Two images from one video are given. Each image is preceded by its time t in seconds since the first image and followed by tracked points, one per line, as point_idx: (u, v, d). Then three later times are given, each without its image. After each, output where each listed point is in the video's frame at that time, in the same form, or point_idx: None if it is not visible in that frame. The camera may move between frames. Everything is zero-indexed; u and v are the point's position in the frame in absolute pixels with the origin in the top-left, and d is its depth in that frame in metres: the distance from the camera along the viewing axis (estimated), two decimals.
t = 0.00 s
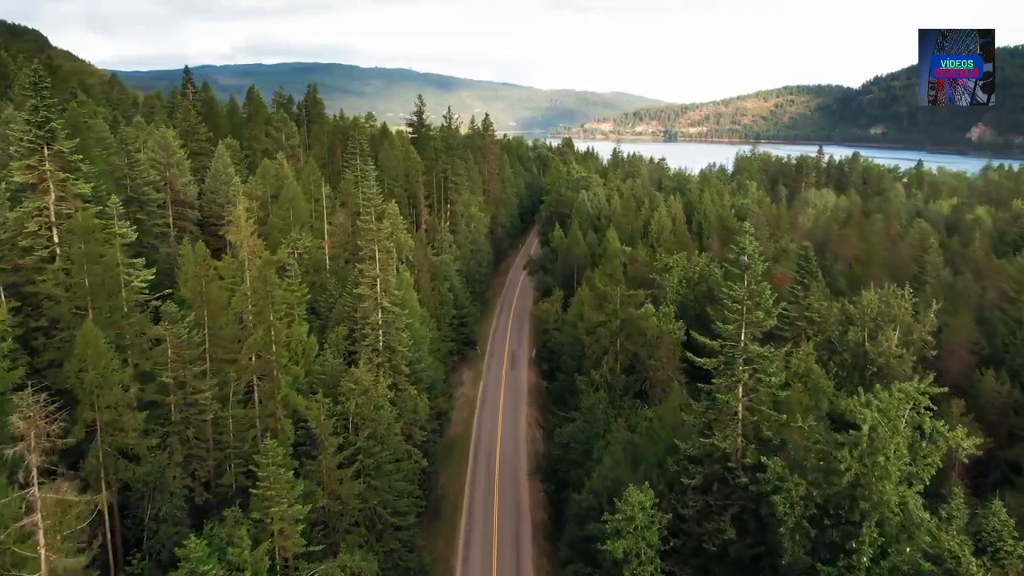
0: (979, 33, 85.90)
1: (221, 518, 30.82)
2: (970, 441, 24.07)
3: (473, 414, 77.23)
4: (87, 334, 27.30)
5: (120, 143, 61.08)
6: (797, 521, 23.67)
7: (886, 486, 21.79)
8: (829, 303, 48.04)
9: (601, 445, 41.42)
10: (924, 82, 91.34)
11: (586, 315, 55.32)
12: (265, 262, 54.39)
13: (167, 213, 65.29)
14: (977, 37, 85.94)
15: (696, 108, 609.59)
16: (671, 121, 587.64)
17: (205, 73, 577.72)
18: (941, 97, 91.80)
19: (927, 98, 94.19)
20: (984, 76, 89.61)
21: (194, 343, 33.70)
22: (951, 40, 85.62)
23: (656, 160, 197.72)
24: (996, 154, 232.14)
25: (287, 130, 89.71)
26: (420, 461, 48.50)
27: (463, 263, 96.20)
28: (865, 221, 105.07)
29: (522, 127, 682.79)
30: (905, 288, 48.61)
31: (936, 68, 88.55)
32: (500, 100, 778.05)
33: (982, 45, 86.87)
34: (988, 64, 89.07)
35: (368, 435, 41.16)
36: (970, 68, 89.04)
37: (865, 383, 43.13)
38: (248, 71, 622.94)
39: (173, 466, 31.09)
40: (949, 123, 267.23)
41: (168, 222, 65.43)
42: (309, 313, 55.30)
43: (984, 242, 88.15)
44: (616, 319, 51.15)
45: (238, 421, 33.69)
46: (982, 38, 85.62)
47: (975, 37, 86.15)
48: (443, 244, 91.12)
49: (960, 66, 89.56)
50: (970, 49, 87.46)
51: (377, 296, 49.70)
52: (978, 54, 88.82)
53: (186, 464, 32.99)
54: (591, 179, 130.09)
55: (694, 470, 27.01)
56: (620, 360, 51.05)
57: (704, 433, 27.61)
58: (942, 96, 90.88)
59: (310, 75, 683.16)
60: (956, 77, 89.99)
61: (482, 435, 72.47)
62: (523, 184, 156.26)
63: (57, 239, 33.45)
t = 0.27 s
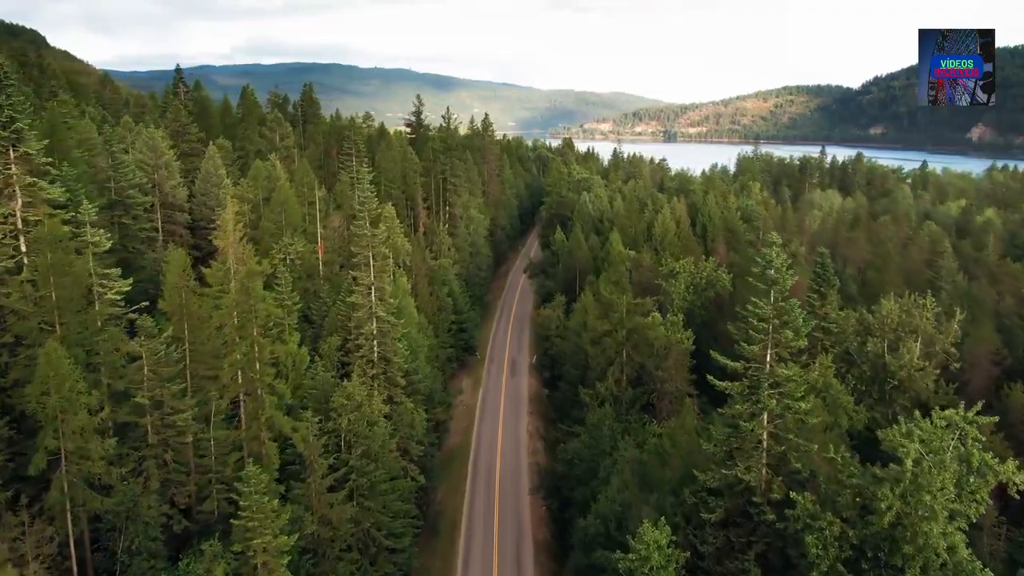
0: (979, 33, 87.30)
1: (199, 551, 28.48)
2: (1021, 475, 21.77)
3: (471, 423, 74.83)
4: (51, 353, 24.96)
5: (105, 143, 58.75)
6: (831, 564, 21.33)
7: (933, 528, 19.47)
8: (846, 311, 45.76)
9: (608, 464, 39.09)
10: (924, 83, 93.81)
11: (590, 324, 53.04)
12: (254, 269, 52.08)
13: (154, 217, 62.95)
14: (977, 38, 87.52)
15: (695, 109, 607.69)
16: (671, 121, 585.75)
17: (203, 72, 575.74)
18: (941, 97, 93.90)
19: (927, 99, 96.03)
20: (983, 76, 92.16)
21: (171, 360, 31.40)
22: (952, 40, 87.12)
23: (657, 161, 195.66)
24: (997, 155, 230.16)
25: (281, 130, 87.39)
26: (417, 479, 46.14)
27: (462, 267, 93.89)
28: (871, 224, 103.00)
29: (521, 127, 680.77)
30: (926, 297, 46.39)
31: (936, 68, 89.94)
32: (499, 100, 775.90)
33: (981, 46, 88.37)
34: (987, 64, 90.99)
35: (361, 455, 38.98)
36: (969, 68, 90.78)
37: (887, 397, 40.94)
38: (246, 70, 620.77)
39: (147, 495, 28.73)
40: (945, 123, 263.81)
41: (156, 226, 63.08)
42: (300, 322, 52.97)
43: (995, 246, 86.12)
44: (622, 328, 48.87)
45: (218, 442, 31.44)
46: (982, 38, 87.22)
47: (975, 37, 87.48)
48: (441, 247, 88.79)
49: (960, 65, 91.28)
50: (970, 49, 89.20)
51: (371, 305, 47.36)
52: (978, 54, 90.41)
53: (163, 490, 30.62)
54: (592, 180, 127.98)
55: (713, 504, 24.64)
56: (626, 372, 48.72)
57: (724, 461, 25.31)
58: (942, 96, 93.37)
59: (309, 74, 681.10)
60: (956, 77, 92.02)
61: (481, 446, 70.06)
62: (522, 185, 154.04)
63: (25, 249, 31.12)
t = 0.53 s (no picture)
0: (980, 32, 80.98)
1: None
2: None
3: (471, 434, 72.12)
4: None
5: (86, 145, 56.17)
6: None
7: None
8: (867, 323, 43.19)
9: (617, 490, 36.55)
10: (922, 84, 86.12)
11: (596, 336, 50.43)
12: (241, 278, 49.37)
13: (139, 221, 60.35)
14: (977, 37, 80.99)
15: (696, 108, 604.86)
16: (671, 121, 582.97)
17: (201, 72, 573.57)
18: (941, 97, 86.64)
19: (926, 99, 88.83)
20: (984, 76, 85.06)
21: (142, 382, 28.74)
22: (952, 40, 80.44)
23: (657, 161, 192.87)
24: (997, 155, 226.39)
25: (274, 130, 84.68)
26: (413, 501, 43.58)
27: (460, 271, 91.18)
28: (880, 227, 100.20)
29: (520, 127, 678.19)
30: (952, 309, 43.76)
31: (935, 68, 83.45)
32: (498, 100, 773.08)
33: (982, 45, 81.87)
34: (988, 64, 84.43)
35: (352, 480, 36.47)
36: (969, 68, 84.06)
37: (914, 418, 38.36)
38: (245, 70, 618.24)
39: (112, 534, 26.14)
40: (947, 122, 259.66)
41: (142, 231, 60.47)
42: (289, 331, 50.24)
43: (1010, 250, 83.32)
44: (630, 340, 46.26)
45: (194, 473, 28.89)
46: (983, 38, 80.73)
47: (975, 36, 81.22)
48: (439, 252, 86.03)
49: (959, 66, 84.67)
50: (970, 49, 82.48)
51: (365, 315, 44.46)
52: (979, 54, 83.97)
53: (133, 526, 28.01)
54: (593, 181, 125.20)
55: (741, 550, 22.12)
56: (634, 387, 46.16)
57: (752, 501, 22.80)
58: (942, 97, 86.00)
59: (307, 74, 678.38)
60: (956, 78, 85.25)
61: (481, 458, 67.39)
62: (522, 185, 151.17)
63: None
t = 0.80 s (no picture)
0: (980, 32, 78.73)
1: None
2: None
3: (470, 444, 69.69)
4: None
5: (69, 146, 53.88)
6: None
7: None
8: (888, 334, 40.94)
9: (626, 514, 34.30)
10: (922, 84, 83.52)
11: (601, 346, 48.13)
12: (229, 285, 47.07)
13: (125, 224, 58.08)
14: (977, 37, 78.78)
15: (696, 108, 602.51)
16: (671, 121, 580.72)
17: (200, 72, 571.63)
18: (940, 97, 84.60)
19: (925, 99, 86.64)
20: (984, 76, 82.58)
21: (112, 405, 26.52)
22: (952, 40, 78.64)
23: (658, 161, 190.57)
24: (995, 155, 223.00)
25: (268, 130, 82.30)
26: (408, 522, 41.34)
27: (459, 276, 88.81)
28: (888, 230, 97.78)
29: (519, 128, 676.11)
30: (978, 320, 41.51)
31: (936, 68, 81.55)
32: (497, 100, 770.78)
33: (982, 46, 79.73)
34: (988, 64, 81.97)
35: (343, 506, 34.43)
36: (969, 68, 81.58)
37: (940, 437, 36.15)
38: (243, 70, 616.24)
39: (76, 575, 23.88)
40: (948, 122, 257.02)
41: (128, 235, 58.19)
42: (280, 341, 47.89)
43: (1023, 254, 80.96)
44: (638, 352, 43.98)
45: (169, 505, 26.70)
46: (983, 38, 78.65)
47: (976, 36, 78.98)
48: (437, 255, 83.58)
49: (959, 65, 82.32)
50: (970, 49, 80.10)
51: (359, 326, 42.00)
52: (979, 54, 81.54)
53: (101, 562, 25.76)
54: (595, 182, 122.90)
55: None
56: (642, 402, 43.94)
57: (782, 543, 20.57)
58: (942, 97, 83.68)
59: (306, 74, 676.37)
60: (956, 78, 82.75)
61: (480, 470, 64.99)
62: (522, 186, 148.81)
63: None
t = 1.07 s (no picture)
0: (981, 31, 76.64)
1: None
2: None
3: (469, 455, 67.37)
4: None
5: (51, 148, 51.68)
6: None
7: None
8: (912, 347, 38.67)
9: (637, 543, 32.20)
10: (921, 85, 81.40)
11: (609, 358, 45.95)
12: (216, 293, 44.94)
13: (111, 229, 55.96)
14: (978, 37, 76.73)
15: (695, 108, 600.38)
16: (671, 121, 578.58)
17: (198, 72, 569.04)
18: (941, 98, 82.44)
19: (924, 100, 84.51)
20: (984, 76, 80.70)
21: (77, 433, 24.56)
22: (952, 40, 76.54)
23: (659, 162, 188.34)
24: (998, 156, 221.34)
25: (261, 131, 80.04)
26: (406, 546, 39.18)
27: (458, 281, 86.63)
28: (896, 232, 95.45)
29: (518, 128, 674.05)
30: (1008, 333, 39.29)
31: (935, 68, 79.56)
32: (496, 100, 768.40)
33: (982, 46, 77.80)
34: (989, 64, 79.99)
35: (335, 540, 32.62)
36: (970, 68, 79.49)
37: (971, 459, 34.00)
38: (242, 70, 613.93)
39: None
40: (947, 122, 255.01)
41: (114, 241, 56.14)
42: (270, 352, 45.69)
43: None
44: (646, 365, 41.73)
45: (138, 542, 24.77)
46: (983, 38, 76.69)
47: (975, 36, 76.97)
48: (435, 259, 81.18)
49: (959, 66, 80.22)
50: (970, 49, 78.06)
51: (351, 339, 39.67)
52: (979, 54, 79.56)
53: None
54: (596, 183, 120.72)
55: None
56: (651, 417, 41.84)
57: None
58: (941, 98, 81.42)
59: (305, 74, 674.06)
60: (956, 78, 80.71)
61: (480, 482, 62.69)
62: (523, 186, 146.60)
63: None
